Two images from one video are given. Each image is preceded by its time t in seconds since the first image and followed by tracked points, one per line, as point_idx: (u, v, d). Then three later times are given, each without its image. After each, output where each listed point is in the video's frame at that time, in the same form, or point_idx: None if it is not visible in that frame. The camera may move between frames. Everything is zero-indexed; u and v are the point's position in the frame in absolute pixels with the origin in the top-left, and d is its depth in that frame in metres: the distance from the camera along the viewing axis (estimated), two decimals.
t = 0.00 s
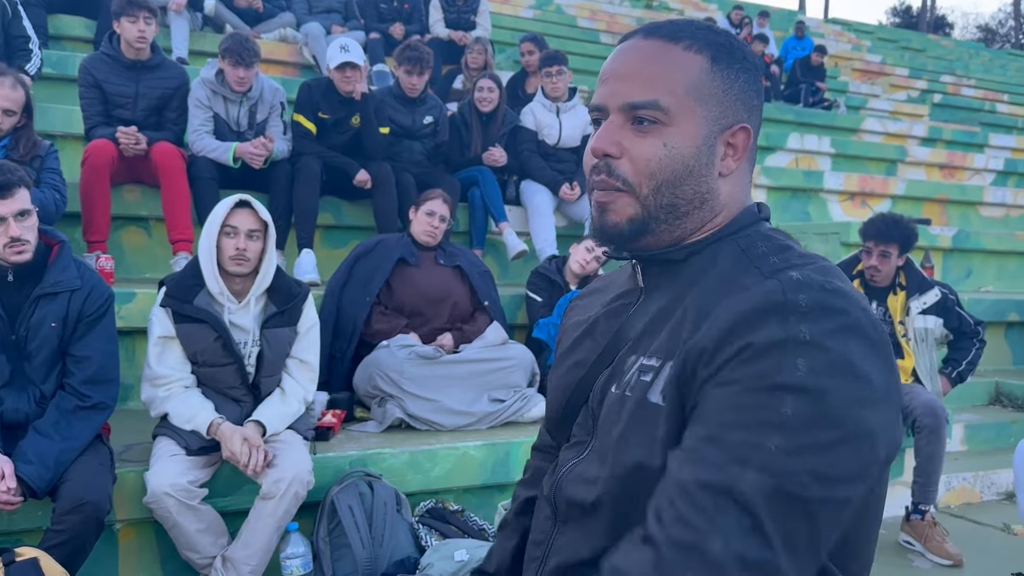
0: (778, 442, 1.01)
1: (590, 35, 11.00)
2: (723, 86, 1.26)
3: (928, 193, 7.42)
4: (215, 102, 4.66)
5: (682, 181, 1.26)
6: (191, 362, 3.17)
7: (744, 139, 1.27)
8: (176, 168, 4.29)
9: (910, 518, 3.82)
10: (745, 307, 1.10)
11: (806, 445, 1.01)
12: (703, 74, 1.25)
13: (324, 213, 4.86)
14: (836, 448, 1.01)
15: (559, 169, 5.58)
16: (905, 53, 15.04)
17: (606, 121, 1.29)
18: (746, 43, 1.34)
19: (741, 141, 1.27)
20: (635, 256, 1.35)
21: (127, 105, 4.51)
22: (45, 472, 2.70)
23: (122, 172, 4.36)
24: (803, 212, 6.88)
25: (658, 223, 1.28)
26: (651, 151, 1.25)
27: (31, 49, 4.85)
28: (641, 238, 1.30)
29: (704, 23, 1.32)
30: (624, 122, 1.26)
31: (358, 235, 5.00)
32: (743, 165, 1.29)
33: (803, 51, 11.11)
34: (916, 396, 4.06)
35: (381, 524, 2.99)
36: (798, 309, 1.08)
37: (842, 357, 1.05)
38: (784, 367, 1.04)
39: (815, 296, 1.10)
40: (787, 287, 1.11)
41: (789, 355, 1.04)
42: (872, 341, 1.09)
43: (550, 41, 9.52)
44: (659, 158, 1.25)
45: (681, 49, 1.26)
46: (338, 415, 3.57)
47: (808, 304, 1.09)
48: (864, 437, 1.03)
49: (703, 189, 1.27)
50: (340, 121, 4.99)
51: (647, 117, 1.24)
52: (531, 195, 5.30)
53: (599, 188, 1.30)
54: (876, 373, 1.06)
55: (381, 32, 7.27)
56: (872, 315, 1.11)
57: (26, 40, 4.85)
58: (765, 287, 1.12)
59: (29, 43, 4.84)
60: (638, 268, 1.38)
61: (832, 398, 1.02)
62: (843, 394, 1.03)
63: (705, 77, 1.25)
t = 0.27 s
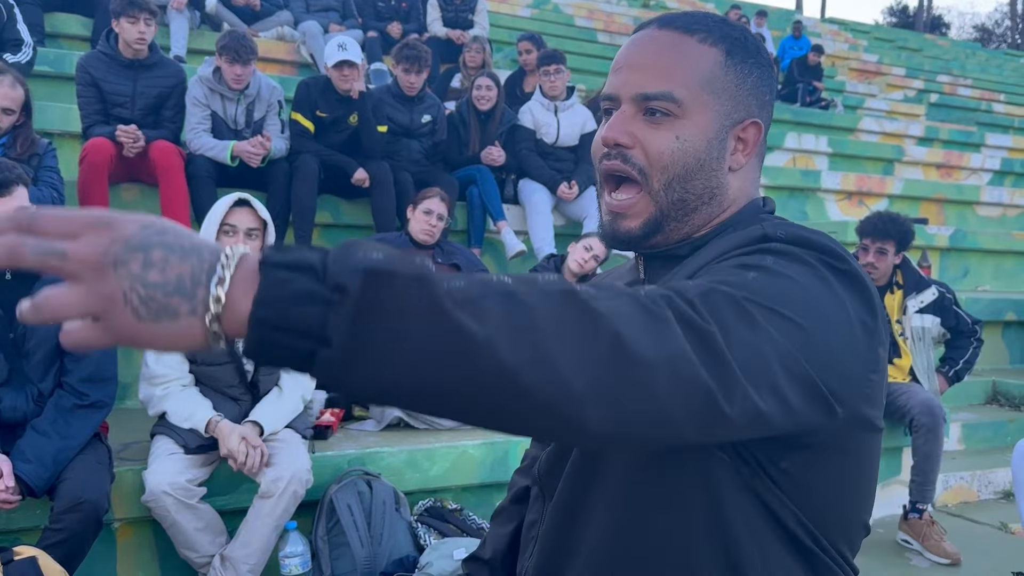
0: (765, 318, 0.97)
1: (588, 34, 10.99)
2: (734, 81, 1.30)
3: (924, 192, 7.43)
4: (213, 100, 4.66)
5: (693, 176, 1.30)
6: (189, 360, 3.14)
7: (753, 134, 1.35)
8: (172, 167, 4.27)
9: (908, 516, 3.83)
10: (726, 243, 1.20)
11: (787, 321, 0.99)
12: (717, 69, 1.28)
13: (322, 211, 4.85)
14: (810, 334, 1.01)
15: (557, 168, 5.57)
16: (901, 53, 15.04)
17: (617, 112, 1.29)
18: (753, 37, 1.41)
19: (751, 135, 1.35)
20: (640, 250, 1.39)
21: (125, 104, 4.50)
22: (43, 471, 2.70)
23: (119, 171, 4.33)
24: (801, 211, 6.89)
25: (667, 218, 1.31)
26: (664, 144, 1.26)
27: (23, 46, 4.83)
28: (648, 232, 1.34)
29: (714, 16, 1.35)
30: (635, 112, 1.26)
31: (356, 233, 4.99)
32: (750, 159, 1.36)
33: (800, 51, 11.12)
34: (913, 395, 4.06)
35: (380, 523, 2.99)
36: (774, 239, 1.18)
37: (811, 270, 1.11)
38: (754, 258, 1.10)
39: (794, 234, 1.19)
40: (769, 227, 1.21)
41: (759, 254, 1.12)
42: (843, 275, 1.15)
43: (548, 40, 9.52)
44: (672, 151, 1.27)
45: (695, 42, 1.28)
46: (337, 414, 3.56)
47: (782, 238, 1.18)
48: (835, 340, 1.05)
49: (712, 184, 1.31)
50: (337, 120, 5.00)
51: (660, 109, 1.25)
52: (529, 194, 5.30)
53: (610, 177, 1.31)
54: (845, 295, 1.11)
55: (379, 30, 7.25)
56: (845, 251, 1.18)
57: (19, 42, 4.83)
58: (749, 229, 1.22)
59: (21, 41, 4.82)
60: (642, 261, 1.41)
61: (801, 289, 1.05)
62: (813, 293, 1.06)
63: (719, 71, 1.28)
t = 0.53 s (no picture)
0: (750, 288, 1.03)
1: (586, 34, 10.99)
2: (747, 82, 1.32)
3: (923, 192, 7.45)
4: (213, 99, 4.63)
5: (700, 173, 1.29)
6: (189, 359, 3.15)
7: (764, 136, 1.35)
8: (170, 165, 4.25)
9: (906, 516, 3.84)
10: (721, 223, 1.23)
11: (770, 290, 1.05)
12: (729, 70, 1.30)
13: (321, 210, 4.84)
14: (791, 307, 1.06)
15: (555, 167, 5.57)
16: (899, 53, 15.07)
17: (627, 109, 1.30)
18: (772, 42, 1.42)
19: (762, 137, 1.35)
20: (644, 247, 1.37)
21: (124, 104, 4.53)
22: (43, 470, 2.69)
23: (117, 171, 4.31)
24: (799, 211, 6.90)
25: (670, 214, 1.30)
26: (671, 141, 1.27)
27: (20, 42, 4.81)
28: (653, 229, 1.32)
29: (732, 19, 1.38)
30: (646, 109, 1.27)
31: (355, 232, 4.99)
32: (760, 162, 1.36)
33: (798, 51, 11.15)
34: (912, 395, 4.07)
35: (380, 522, 3.00)
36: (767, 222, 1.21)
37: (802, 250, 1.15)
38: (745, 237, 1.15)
39: (788, 219, 1.23)
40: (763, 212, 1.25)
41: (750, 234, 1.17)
42: (835, 263, 1.19)
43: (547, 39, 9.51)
44: (679, 148, 1.27)
45: (709, 43, 1.31)
46: (337, 413, 3.56)
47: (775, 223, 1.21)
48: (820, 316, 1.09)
49: (719, 183, 1.31)
50: (337, 120, 5.06)
51: (670, 107, 1.27)
52: (528, 194, 5.37)
53: (614, 172, 1.31)
54: (836, 281, 1.15)
55: (377, 29, 7.25)
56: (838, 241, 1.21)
57: (18, 39, 4.82)
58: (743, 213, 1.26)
59: (19, 38, 4.82)
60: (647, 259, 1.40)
61: (788, 266, 1.10)
62: (804, 274, 1.11)
63: (732, 71, 1.30)
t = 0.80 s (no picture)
0: (747, 289, 1.03)
1: (585, 33, 10.99)
2: (753, 79, 1.32)
3: (921, 192, 7.46)
4: (212, 98, 4.64)
5: (704, 169, 1.29)
6: (189, 359, 3.15)
7: (770, 134, 1.35)
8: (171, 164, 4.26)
9: (906, 515, 3.84)
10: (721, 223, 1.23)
11: (768, 291, 1.04)
12: (735, 66, 1.30)
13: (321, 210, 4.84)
14: (789, 307, 1.05)
15: (555, 166, 5.57)
16: (897, 53, 15.09)
17: (633, 104, 1.30)
18: (780, 40, 1.42)
19: (767, 135, 1.34)
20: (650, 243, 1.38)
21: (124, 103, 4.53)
22: (43, 469, 2.69)
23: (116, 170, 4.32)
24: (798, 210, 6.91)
25: (674, 210, 1.30)
26: (675, 137, 1.27)
27: (20, 43, 4.81)
28: (657, 224, 1.32)
29: (740, 16, 1.37)
30: (650, 106, 1.28)
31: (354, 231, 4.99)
32: (766, 160, 1.36)
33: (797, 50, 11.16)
34: (912, 394, 4.07)
35: (380, 522, 3.00)
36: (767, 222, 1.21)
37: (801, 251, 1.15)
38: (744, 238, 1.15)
39: (788, 219, 1.22)
40: (764, 212, 1.24)
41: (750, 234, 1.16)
42: (836, 263, 1.18)
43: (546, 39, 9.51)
44: (683, 144, 1.27)
45: (716, 40, 1.30)
46: (337, 412, 3.56)
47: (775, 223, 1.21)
48: (819, 317, 1.09)
49: (723, 180, 1.31)
50: (337, 118, 5.01)
51: (674, 103, 1.27)
52: (528, 193, 5.38)
53: (619, 168, 1.31)
54: (835, 281, 1.15)
55: (377, 29, 7.24)
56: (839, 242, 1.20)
57: (19, 38, 4.81)
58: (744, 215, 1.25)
59: (19, 38, 4.82)
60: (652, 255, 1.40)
61: (787, 266, 1.10)
62: (803, 275, 1.10)
63: (738, 68, 1.30)
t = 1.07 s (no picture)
0: (757, 285, 1.02)
1: (584, 32, 10.98)
2: (756, 76, 1.31)
3: (921, 191, 7.46)
4: (213, 97, 4.65)
5: (709, 169, 1.29)
6: (190, 358, 3.14)
7: (776, 130, 1.33)
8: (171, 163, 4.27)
9: (907, 515, 3.84)
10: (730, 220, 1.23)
11: (777, 286, 1.04)
12: (737, 65, 1.29)
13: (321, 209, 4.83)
14: (798, 304, 1.05)
15: (555, 166, 5.56)
16: (896, 52, 15.09)
17: (637, 106, 1.30)
18: (785, 35, 1.40)
19: (774, 131, 1.33)
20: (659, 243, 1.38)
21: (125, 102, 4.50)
22: (44, 469, 2.68)
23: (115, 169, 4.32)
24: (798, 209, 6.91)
25: (680, 209, 1.30)
26: (678, 138, 1.27)
27: (20, 40, 4.80)
28: (664, 223, 1.32)
29: (743, 12, 1.36)
30: (653, 107, 1.28)
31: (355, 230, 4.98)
32: (773, 157, 1.35)
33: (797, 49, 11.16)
34: (913, 394, 4.07)
35: (381, 521, 2.99)
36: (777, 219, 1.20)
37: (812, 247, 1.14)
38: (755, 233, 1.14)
39: (798, 216, 1.22)
40: (775, 208, 1.24)
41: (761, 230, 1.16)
42: (846, 260, 1.17)
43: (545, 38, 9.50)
44: (687, 145, 1.27)
45: (718, 38, 1.30)
46: (337, 411, 3.56)
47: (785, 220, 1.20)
48: (829, 314, 1.08)
49: (728, 178, 1.30)
50: (337, 117, 4.98)
51: (677, 104, 1.27)
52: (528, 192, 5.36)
53: (626, 170, 1.32)
54: (844, 277, 1.14)
55: (376, 27, 7.23)
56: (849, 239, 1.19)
57: (19, 37, 4.80)
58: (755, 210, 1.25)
59: (20, 36, 4.81)
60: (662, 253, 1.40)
61: (797, 263, 1.09)
62: (813, 272, 1.10)
63: (740, 66, 1.29)
